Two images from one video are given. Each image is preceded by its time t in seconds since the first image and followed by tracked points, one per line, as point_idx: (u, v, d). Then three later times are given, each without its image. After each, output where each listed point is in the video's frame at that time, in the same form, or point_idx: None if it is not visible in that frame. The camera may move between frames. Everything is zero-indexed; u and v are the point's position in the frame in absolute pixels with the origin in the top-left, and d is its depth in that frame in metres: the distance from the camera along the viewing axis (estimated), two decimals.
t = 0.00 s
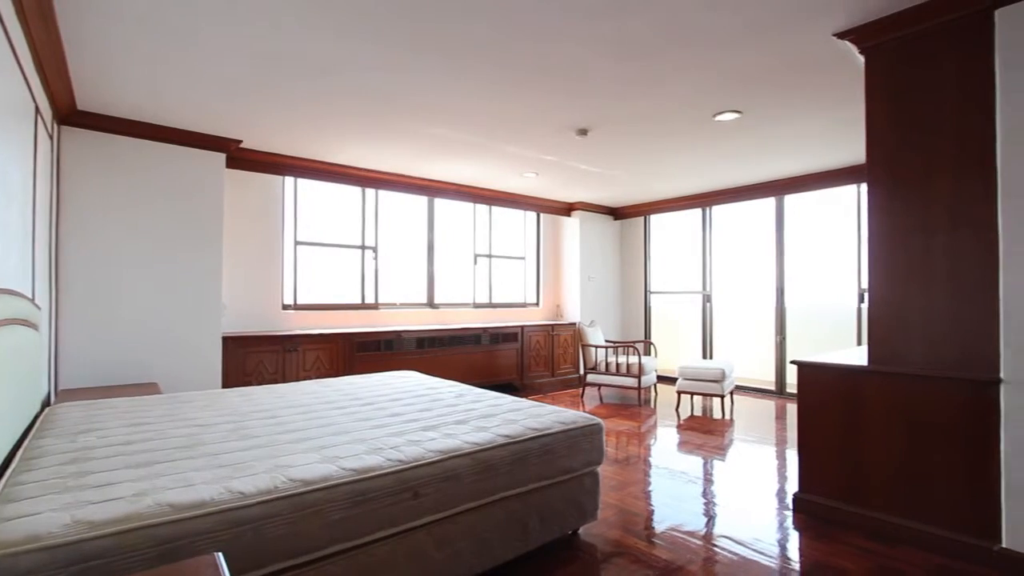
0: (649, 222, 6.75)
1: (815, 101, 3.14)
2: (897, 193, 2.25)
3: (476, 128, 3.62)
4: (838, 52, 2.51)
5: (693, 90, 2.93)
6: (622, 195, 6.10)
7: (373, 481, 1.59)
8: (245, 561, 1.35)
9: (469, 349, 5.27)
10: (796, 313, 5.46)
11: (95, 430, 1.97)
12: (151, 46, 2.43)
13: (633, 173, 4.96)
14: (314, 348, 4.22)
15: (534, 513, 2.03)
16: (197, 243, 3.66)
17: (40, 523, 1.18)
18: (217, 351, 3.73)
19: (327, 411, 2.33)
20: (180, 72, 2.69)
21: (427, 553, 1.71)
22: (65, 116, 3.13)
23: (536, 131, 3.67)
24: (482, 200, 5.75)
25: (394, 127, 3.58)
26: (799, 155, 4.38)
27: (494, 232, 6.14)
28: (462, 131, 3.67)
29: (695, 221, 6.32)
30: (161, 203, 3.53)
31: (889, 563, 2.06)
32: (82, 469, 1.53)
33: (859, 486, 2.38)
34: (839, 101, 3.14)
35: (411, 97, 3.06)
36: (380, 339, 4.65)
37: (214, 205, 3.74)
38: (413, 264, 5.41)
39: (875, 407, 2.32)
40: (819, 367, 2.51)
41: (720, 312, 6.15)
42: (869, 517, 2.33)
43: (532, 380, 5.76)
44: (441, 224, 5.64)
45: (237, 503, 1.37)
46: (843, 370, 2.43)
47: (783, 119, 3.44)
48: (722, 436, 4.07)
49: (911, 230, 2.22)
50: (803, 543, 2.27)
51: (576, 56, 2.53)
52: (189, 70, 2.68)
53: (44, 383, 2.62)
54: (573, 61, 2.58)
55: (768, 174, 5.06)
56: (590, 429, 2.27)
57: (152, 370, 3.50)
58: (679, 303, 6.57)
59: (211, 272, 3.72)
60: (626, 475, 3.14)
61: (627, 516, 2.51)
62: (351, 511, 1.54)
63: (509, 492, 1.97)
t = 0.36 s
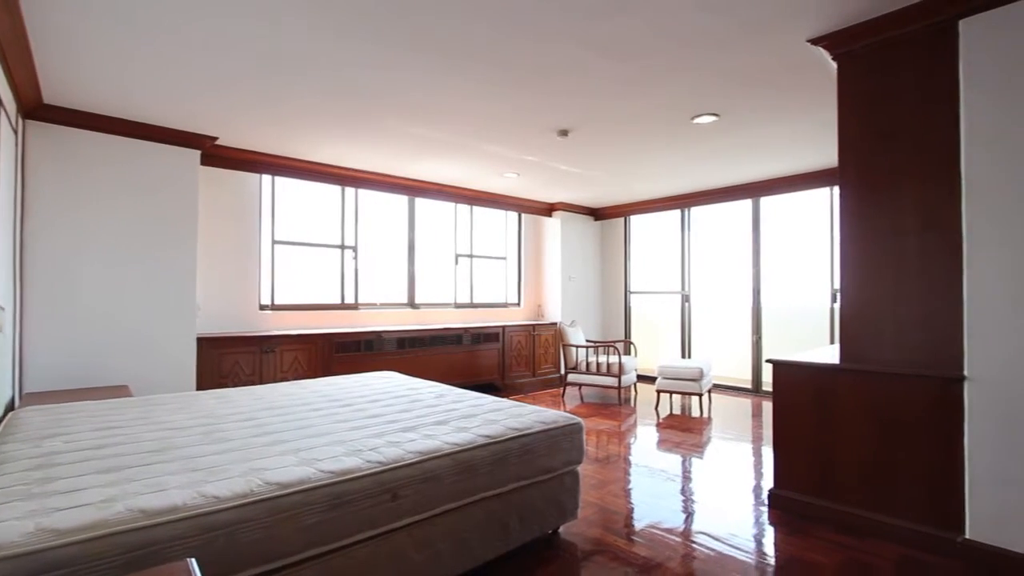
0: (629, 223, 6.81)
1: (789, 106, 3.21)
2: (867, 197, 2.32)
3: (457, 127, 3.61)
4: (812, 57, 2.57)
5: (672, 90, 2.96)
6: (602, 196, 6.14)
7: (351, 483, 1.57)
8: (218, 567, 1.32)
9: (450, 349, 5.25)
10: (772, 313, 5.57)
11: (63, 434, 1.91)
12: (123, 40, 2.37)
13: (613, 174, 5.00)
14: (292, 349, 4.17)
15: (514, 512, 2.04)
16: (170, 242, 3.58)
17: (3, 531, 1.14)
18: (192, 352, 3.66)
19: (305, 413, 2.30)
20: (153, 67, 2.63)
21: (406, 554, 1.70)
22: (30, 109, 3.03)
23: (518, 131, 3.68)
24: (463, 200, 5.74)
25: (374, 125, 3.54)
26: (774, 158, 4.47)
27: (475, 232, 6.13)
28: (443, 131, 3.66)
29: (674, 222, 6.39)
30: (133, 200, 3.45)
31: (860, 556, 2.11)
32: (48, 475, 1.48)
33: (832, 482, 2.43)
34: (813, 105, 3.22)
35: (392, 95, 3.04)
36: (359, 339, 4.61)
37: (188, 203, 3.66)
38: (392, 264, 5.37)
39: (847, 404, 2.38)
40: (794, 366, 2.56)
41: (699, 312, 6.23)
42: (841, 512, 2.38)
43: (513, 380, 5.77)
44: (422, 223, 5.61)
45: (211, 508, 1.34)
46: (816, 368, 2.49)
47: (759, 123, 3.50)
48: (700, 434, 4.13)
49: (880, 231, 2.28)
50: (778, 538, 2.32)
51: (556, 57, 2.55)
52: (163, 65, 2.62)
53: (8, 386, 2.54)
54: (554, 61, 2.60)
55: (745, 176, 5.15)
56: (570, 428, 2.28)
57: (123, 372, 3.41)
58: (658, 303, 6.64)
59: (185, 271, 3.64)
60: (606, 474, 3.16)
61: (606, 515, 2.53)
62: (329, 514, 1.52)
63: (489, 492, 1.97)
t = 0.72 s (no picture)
0: (609, 224, 6.86)
1: (766, 109, 3.27)
2: (840, 200, 2.38)
3: (438, 127, 3.59)
4: (788, 62, 2.62)
5: (651, 91, 3.00)
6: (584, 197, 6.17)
7: (328, 485, 1.56)
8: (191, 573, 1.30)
9: (430, 349, 5.22)
10: (749, 313, 5.67)
11: (29, 439, 1.85)
12: (93, 33, 2.31)
13: (594, 175, 5.04)
14: (270, 350, 4.10)
15: (495, 512, 2.04)
16: (143, 240, 3.50)
17: None
18: (165, 354, 3.57)
19: (283, 415, 2.26)
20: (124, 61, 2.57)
21: (385, 557, 1.69)
22: None
23: (499, 131, 3.68)
24: (444, 200, 5.71)
25: (354, 123, 3.51)
26: (751, 160, 4.55)
27: (456, 232, 6.11)
28: (424, 130, 3.63)
29: (654, 223, 6.46)
30: (103, 198, 3.35)
31: (832, 549, 2.16)
32: (12, 482, 1.43)
33: (806, 478, 2.48)
34: (788, 109, 3.28)
35: (373, 92, 3.02)
36: (339, 340, 4.55)
37: (161, 201, 3.58)
38: (372, 264, 5.32)
39: (820, 402, 2.44)
40: (770, 365, 2.61)
41: (677, 312, 6.31)
42: (814, 507, 2.44)
43: (494, 380, 5.76)
44: (402, 223, 5.57)
45: (183, 513, 1.31)
46: (791, 367, 2.54)
47: (736, 125, 3.56)
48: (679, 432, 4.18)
49: (852, 233, 2.34)
50: (754, 534, 2.36)
51: (537, 57, 2.56)
52: (135, 60, 2.56)
53: None
54: (535, 61, 2.61)
55: (722, 178, 5.23)
56: (551, 428, 2.29)
57: (93, 375, 3.32)
58: (638, 303, 6.70)
59: (159, 271, 3.56)
60: (587, 473, 3.18)
61: (587, 514, 2.55)
62: (306, 518, 1.50)
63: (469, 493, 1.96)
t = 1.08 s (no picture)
0: (591, 224, 6.91)
1: (743, 112, 3.34)
2: (813, 202, 2.44)
3: (419, 126, 3.58)
4: (763, 67, 2.67)
5: (630, 94, 3.03)
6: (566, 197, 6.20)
7: (306, 488, 1.54)
8: None
9: (412, 349, 5.19)
10: (726, 312, 5.77)
11: None
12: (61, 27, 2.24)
13: (575, 176, 5.07)
14: (246, 351, 4.03)
15: (475, 513, 2.04)
16: (114, 239, 3.41)
17: None
18: (137, 356, 3.49)
19: (260, 417, 2.23)
20: (95, 56, 2.50)
21: (364, 559, 1.68)
22: None
23: (480, 131, 3.68)
24: (425, 199, 5.68)
25: (334, 121, 3.47)
26: (728, 163, 4.63)
27: (438, 232, 6.09)
28: (405, 128, 3.61)
29: (634, 224, 6.52)
30: (72, 195, 3.26)
31: (806, 543, 2.21)
32: None
33: (781, 474, 2.54)
34: (765, 113, 3.35)
35: (352, 91, 2.99)
36: (318, 341, 4.50)
37: (134, 199, 3.49)
38: (352, 264, 5.27)
39: (794, 399, 2.49)
40: (746, 363, 2.66)
41: (657, 312, 6.38)
42: (788, 503, 2.49)
43: (475, 380, 5.76)
44: (383, 222, 5.53)
45: (156, 518, 1.29)
46: (767, 366, 2.59)
47: (714, 128, 3.62)
48: (659, 430, 4.23)
49: (825, 234, 2.40)
50: (731, 529, 2.40)
51: (519, 57, 2.56)
52: (106, 54, 2.49)
53: None
54: (516, 62, 2.61)
55: (700, 180, 5.31)
56: (532, 428, 2.30)
57: (61, 377, 3.22)
58: (619, 303, 6.75)
59: (131, 270, 3.47)
60: (567, 472, 3.19)
61: (568, 513, 2.56)
62: (283, 521, 1.48)
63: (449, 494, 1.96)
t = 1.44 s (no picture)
0: (571, 224, 6.94)
1: (720, 115, 3.39)
2: (787, 205, 2.49)
3: (400, 125, 3.55)
4: (739, 71, 2.73)
5: (610, 95, 3.05)
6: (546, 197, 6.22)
7: (282, 492, 1.52)
8: None
9: (392, 350, 5.15)
10: (704, 312, 5.85)
11: None
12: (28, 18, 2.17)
13: (556, 176, 5.08)
14: (221, 352, 3.95)
15: (455, 513, 2.03)
16: (83, 237, 3.31)
17: None
18: (106, 357, 3.39)
19: (235, 419, 2.19)
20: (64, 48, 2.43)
21: (342, 562, 1.66)
22: None
23: (461, 130, 3.67)
24: (405, 199, 5.64)
25: (312, 118, 3.42)
26: (706, 165, 4.70)
27: (418, 232, 6.05)
28: (385, 127, 3.58)
29: (614, 225, 6.58)
30: (39, 191, 3.15)
31: (781, 538, 2.26)
32: None
33: (757, 471, 2.58)
34: (741, 116, 3.41)
35: (332, 88, 2.95)
36: (296, 341, 4.43)
37: (104, 197, 3.40)
38: (331, 264, 5.21)
39: (769, 397, 2.54)
40: (723, 362, 2.70)
41: (637, 312, 6.45)
42: (764, 499, 2.54)
43: (456, 380, 5.74)
44: (362, 222, 5.48)
45: (126, 525, 1.25)
46: (743, 365, 2.64)
47: (693, 130, 3.67)
48: (638, 429, 4.28)
49: (798, 235, 2.45)
50: (708, 526, 2.43)
51: (501, 57, 2.57)
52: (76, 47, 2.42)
53: None
54: (498, 62, 2.61)
55: (679, 181, 5.38)
56: (511, 428, 2.30)
57: (26, 380, 3.11)
58: (599, 303, 6.80)
59: (100, 269, 3.38)
60: (548, 471, 3.20)
61: (548, 512, 2.57)
62: (258, 526, 1.46)
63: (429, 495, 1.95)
